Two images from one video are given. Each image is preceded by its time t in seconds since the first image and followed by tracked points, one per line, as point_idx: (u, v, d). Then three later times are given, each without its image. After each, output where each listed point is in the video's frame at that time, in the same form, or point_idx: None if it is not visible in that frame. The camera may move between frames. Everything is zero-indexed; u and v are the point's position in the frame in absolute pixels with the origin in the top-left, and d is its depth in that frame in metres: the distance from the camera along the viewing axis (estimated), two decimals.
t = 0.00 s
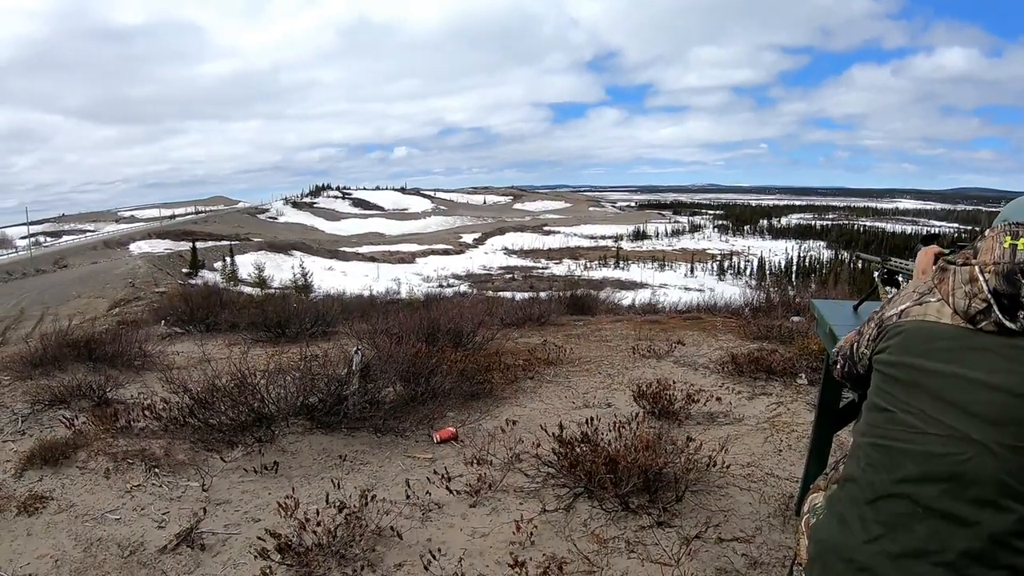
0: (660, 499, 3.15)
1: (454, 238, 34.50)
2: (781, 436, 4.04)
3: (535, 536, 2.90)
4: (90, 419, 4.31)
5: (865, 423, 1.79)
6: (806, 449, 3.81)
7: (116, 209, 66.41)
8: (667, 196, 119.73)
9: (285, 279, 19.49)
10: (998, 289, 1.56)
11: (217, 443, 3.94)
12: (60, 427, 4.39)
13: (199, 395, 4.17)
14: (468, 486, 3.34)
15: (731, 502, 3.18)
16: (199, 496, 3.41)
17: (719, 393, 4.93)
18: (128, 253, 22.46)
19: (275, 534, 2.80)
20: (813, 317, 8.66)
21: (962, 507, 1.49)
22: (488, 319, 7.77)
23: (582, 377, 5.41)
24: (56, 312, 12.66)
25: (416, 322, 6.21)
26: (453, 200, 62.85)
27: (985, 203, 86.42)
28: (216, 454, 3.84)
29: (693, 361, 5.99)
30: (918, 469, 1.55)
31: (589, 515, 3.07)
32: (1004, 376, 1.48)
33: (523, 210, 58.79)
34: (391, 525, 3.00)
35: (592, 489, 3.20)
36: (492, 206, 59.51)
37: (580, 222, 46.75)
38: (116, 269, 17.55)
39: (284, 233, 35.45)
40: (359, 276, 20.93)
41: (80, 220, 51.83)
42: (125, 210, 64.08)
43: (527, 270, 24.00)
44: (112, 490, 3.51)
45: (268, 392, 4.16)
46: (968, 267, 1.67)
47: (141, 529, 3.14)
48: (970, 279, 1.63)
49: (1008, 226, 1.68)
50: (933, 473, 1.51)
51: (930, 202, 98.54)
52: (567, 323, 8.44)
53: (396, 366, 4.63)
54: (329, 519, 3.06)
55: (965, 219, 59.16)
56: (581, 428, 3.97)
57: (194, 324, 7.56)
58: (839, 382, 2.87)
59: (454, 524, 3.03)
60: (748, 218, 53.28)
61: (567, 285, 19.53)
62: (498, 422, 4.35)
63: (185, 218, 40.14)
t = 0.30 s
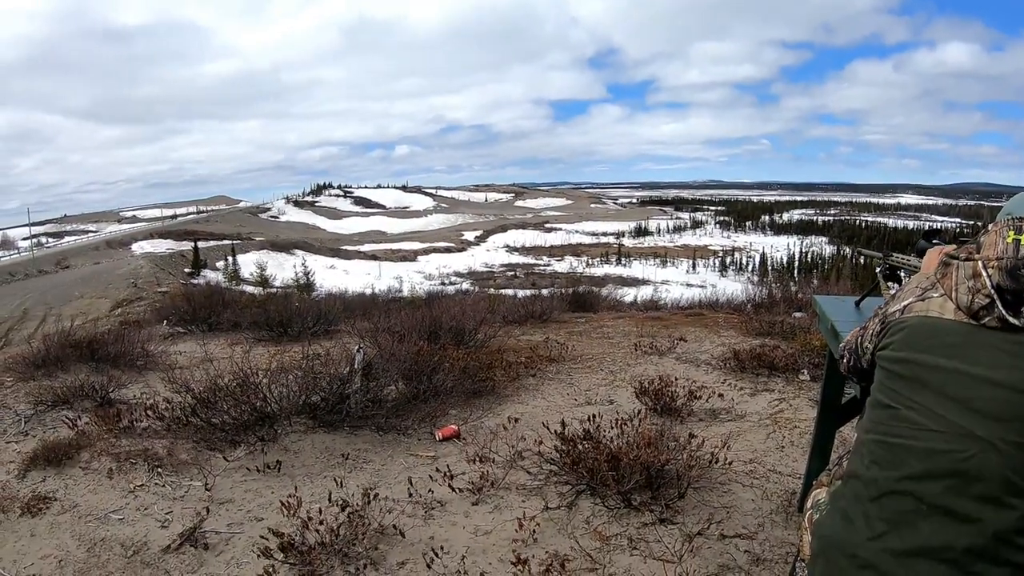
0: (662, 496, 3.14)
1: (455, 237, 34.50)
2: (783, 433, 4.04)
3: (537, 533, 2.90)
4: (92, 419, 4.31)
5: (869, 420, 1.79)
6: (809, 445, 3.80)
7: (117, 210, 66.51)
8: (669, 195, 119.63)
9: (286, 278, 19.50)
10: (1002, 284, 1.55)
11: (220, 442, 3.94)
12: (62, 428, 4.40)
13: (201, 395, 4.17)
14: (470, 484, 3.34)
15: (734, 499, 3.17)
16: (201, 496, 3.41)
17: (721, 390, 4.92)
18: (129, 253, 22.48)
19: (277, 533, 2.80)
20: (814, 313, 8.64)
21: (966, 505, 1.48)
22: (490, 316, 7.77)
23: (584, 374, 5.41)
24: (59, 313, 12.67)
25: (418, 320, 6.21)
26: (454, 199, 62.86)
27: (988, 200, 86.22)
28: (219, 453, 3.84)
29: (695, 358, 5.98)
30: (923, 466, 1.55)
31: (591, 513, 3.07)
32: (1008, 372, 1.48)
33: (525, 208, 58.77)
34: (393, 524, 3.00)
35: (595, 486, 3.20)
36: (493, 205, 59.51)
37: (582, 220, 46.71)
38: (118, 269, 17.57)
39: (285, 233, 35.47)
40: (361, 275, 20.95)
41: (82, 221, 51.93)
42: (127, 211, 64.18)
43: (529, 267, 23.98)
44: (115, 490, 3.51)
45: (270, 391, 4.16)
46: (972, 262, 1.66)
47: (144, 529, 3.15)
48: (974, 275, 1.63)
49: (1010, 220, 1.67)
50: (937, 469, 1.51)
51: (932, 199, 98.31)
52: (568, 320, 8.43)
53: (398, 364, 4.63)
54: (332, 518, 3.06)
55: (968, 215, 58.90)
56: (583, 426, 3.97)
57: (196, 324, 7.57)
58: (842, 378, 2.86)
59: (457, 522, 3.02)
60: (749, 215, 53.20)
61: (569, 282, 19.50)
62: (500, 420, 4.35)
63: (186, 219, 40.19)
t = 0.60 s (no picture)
0: (657, 495, 3.14)
1: (450, 237, 34.45)
2: (777, 431, 4.04)
3: (532, 533, 2.90)
4: (85, 422, 4.29)
5: (862, 419, 1.79)
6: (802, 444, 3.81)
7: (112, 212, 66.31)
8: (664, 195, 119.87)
9: (280, 279, 19.45)
10: (992, 283, 1.57)
11: (213, 444, 3.93)
12: (55, 430, 4.37)
13: (194, 397, 4.15)
14: (464, 484, 3.33)
15: (728, 498, 3.18)
16: (195, 498, 3.40)
17: (714, 389, 4.92)
18: (123, 255, 22.37)
19: (271, 534, 2.80)
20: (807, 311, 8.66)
21: (960, 502, 1.48)
22: (483, 315, 7.75)
23: (577, 374, 5.41)
24: (51, 315, 12.60)
25: (411, 320, 6.20)
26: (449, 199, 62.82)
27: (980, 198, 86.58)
28: (212, 455, 3.82)
29: (689, 357, 5.98)
30: (917, 464, 1.55)
31: (584, 512, 3.07)
32: (1001, 371, 1.49)
33: (520, 208, 58.75)
34: (387, 524, 2.99)
35: (588, 485, 3.20)
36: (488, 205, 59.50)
37: (576, 220, 46.72)
38: (111, 271, 17.49)
39: (280, 234, 35.36)
40: (355, 275, 20.91)
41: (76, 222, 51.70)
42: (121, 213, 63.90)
43: (523, 267, 23.96)
44: (109, 492, 3.50)
45: (264, 392, 4.15)
46: (961, 260, 1.68)
47: (138, 532, 3.13)
48: (964, 273, 1.64)
49: (1001, 218, 1.70)
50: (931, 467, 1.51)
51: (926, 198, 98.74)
52: (562, 320, 8.43)
53: (392, 365, 4.61)
54: (326, 518, 3.05)
55: (960, 213, 59.16)
56: (577, 425, 3.96)
57: (189, 325, 7.54)
58: (835, 376, 2.87)
59: (451, 522, 3.02)
60: (743, 215, 53.31)
61: (562, 281, 19.50)
62: (493, 420, 4.35)
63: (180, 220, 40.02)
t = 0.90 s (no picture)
0: (647, 495, 3.14)
1: (442, 238, 34.41)
2: (766, 430, 4.05)
3: (521, 534, 2.89)
4: (73, 426, 4.25)
5: (851, 419, 1.79)
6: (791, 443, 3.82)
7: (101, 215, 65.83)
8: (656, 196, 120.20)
9: (270, 281, 19.36)
10: (979, 281, 1.58)
11: (202, 447, 3.90)
12: (43, 435, 4.33)
13: (183, 400, 4.12)
14: (454, 486, 3.32)
15: (717, 497, 3.18)
16: (184, 501, 3.37)
17: (704, 388, 4.94)
18: (112, 257, 22.21)
19: (260, 538, 2.78)
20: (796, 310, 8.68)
21: (948, 501, 1.49)
22: (472, 316, 7.75)
23: (567, 374, 5.41)
24: (39, 318, 12.50)
25: (400, 321, 6.18)
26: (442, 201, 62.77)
27: (968, 198, 87.25)
28: (201, 459, 3.80)
29: (678, 357, 5.99)
30: (905, 463, 1.56)
31: (575, 513, 3.06)
32: (990, 370, 1.50)
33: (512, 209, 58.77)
34: (376, 527, 2.98)
35: (578, 486, 3.19)
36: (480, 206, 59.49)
37: (568, 220, 46.78)
38: (100, 273, 17.37)
39: (271, 236, 35.20)
40: (345, 277, 20.86)
41: (65, 225, 51.27)
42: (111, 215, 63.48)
43: (513, 267, 24.00)
44: (98, 497, 3.46)
45: (253, 395, 4.13)
46: (949, 259, 1.69)
47: (126, 536, 3.11)
48: (951, 272, 1.65)
49: (988, 217, 1.73)
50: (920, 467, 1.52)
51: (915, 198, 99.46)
52: (551, 320, 8.44)
53: (381, 366, 4.60)
54: (315, 521, 3.04)
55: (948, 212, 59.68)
56: (566, 426, 3.96)
57: (177, 328, 7.50)
58: (824, 376, 2.87)
59: (441, 524, 3.01)
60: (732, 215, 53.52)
61: (553, 282, 19.52)
62: (483, 421, 4.34)
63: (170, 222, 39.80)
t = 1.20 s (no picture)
0: (633, 496, 3.14)
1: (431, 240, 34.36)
2: (752, 430, 4.06)
3: (508, 536, 2.88)
4: (58, 431, 4.20)
5: (836, 419, 1.80)
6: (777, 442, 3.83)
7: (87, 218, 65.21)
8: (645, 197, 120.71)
9: (256, 283, 19.25)
10: (963, 280, 1.60)
11: (188, 451, 3.86)
12: (27, 440, 4.28)
13: (168, 403, 4.08)
14: (440, 488, 3.30)
15: (704, 497, 3.19)
16: (169, 506, 3.34)
17: (690, 388, 4.95)
18: (97, 260, 21.99)
19: (245, 542, 2.75)
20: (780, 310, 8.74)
21: (934, 501, 1.49)
22: (458, 318, 7.74)
23: (553, 375, 5.41)
24: (21, 323, 12.35)
25: (386, 323, 6.16)
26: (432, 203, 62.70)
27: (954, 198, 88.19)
28: (186, 463, 3.76)
29: (664, 357, 6.00)
30: (890, 463, 1.56)
31: (561, 514, 3.06)
32: (974, 369, 1.50)
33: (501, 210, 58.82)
34: (362, 530, 2.96)
35: (564, 488, 3.19)
36: (470, 208, 59.49)
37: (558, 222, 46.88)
38: (84, 277, 17.21)
39: (259, 238, 35.00)
40: (332, 279, 20.79)
41: (50, 228, 50.73)
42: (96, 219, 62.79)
43: (499, 268, 23.98)
44: (82, 502, 3.42)
45: (238, 398, 4.10)
46: (932, 259, 1.70)
47: (112, 542, 3.07)
48: (935, 271, 1.67)
49: (971, 216, 1.74)
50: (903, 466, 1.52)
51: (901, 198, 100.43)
52: (537, 321, 8.44)
53: (366, 369, 4.58)
54: (300, 525, 3.01)
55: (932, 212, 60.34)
56: (552, 428, 3.96)
57: (163, 331, 7.44)
58: (808, 375, 2.88)
59: (427, 527, 2.99)
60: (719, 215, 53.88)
61: (539, 283, 19.55)
62: (469, 423, 4.33)
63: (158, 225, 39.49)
